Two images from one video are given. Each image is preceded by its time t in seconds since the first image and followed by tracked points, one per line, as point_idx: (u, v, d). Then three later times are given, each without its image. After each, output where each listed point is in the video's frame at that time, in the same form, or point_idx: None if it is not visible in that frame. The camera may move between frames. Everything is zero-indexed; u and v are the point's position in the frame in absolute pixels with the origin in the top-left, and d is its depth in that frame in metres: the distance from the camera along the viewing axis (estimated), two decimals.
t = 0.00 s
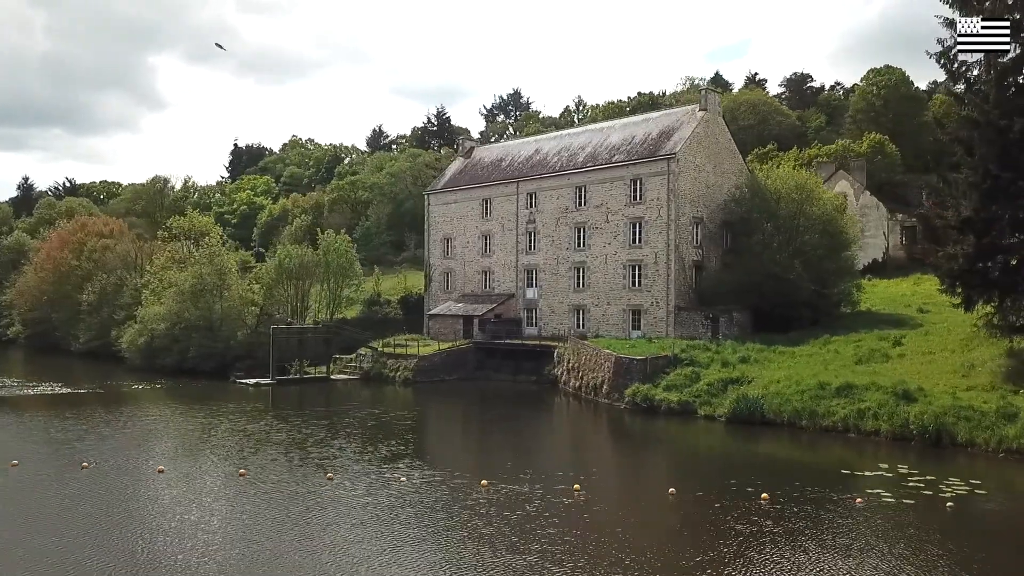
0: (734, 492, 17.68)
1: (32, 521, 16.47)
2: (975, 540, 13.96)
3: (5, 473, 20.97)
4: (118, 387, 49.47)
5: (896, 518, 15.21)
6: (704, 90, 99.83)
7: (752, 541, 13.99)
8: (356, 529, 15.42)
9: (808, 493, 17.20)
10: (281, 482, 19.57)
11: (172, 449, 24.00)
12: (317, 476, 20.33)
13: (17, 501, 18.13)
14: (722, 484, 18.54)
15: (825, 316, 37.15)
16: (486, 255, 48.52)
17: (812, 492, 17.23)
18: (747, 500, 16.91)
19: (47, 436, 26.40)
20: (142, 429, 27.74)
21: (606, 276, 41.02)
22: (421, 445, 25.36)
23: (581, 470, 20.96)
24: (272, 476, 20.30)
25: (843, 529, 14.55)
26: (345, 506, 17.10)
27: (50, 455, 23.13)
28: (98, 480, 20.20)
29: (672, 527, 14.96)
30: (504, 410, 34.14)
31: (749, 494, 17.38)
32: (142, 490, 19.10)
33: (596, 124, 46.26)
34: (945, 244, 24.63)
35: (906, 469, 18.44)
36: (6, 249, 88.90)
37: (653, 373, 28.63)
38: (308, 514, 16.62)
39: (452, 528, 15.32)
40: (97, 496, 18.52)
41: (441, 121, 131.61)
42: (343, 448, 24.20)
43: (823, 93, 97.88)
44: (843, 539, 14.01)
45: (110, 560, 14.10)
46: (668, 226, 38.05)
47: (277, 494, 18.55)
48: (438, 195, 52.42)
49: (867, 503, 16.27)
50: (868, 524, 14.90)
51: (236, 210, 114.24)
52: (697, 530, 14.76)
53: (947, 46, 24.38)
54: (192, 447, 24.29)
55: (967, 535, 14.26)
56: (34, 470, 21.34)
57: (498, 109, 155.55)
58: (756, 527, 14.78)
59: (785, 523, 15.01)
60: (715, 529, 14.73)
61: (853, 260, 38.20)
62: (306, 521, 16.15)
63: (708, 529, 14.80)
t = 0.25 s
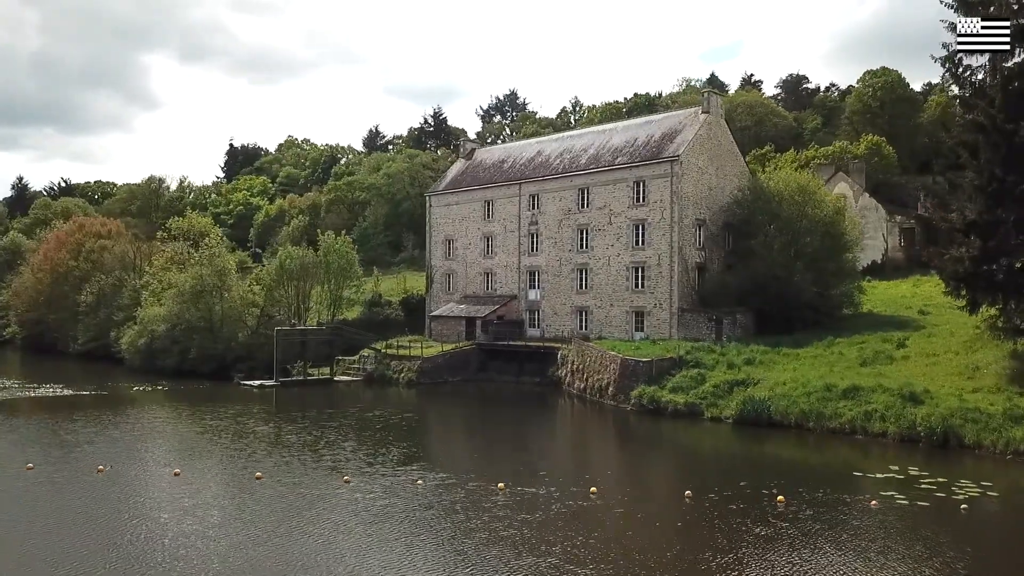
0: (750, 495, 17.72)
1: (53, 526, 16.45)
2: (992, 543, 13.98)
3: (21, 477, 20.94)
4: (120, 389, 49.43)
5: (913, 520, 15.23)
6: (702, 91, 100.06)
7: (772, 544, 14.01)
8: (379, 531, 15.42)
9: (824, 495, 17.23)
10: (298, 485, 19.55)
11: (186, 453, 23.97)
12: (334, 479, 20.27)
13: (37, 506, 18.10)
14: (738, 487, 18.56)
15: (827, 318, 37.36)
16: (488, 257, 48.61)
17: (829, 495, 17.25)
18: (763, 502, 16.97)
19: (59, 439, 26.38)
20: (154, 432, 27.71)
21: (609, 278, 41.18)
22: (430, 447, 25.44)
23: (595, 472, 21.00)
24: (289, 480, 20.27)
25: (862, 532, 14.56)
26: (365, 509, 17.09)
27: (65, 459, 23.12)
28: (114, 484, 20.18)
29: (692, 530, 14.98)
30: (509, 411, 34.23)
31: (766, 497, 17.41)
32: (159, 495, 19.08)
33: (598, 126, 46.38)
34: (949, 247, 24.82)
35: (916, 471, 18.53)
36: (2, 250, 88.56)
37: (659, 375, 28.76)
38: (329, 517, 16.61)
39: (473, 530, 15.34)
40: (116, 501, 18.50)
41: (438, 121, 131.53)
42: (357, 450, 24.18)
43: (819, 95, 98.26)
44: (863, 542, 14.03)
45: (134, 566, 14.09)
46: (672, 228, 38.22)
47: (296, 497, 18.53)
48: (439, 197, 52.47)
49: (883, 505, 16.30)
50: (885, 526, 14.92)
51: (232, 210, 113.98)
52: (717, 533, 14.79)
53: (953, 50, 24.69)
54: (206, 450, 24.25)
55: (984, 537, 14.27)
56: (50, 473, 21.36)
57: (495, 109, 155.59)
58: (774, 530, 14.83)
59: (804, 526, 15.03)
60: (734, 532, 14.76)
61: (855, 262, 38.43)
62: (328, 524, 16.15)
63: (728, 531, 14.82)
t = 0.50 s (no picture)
0: (766, 498, 17.75)
1: (73, 532, 16.45)
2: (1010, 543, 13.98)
3: (37, 480, 20.91)
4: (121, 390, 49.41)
5: (931, 522, 15.24)
6: (700, 92, 100.26)
7: (791, 548, 14.02)
8: (400, 535, 15.45)
9: (841, 497, 17.25)
10: (314, 488, 19.53)
11: (200, 455, 23.94)
12: (350, 482, 20.23)
13: (56, 510, 18.07)
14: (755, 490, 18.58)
15: (830, 320, 37.56)
16: (490, 258, 48.69)
17: (845, 497, 17.27)
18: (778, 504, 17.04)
19: (73, 441, 26.37)
20: (167, 434, 27.70)
21: (612, 280, 41.31)
22: (438, 448, 25.52)
23: (609, 474, 21.05)
24: (305, 482, 20.25)
25: (880, 535, 14.58)
26: (384, 513, 17.05)
27: (80, 462, 23.07)
28: (130, 488, 20.19)
29: (711, 533, 15.00)
30: (514, 412, 34.30)
31: (783, 500, 17.43)
32: (175, 499, 19.07)
33: (600, 129, 46.49)
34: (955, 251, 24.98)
35: (927, 473, 18.62)
36: None
37: (665, 377, 28.90)
38: (348, 521, 16.62)
39: (492, 533, 15.39)
40: (135, 506, 18.47)
41: (435, 122, 131.54)
42: (369, 453, 24.18)
43: (816, 96, 98.66)
44: (882, 545, 14.04)
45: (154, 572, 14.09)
46: (675, 230, 38.37)
47: (313, 501, 18.49)
48: (441, 198, 52.50)
49: (899, 506, 16.31)
50: (903, 528, 14.93)
51: (228, 210, 113.73)
52: (736, 536, 14.81)
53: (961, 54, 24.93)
54: (220, 453, 24.22)
55: (1002, 538, 14.28)
56: (66, 476, 21.37)
57: (492, 110, 155.68)
58: (793, 532, 14.91)
59: (823, 529, 15.03)
60: (754, 535, 14.78)
61: (857, 264, 38.63)
62: (347, 527, 16.18)
63: (748, 535, 14.85)
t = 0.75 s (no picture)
0: (782, 501, 17.79)
1: (90, 537, 16.45)
2: None
3: (53, 484, 20.92)
4: (124, 392, 49.38)
5: (947, 526, 15.28)
6: (698, 94, 100.49)
7: (812, 553, 14.04)
8: (420, 540, 15.45)
9: (858, 500, 17.27)
10: (331, 493, 19.50)
11: (214, 458, 23.92)
12: (366, 486, 20.21)
13: (75, 516, 18.02)
14: (772, 493, 18.61)
15: (833, 322, 37.75)
16: (493, 260, 48.77)
17: (862, 500, 17.31)
18: (794, 507, 17.10)
19: (86, 444, 26.35)
20: (179, 437, 27.66)
21: (615, 282, 41.45)
22: (447, 450, 25.61)
23: (624, 476, 21.10)
24: (321, 486, 20.23)
25: (898, 539, 14.61)
26: (401, 518, 17.04)
27: (95, 465, 23.03)
28: (147, 492, 20.17)
29: (731, 537, 15.04)
30: (520, 414, 34.41)
31: (801, 502, 17.46)
32: (193, 503, 19.05)
33: (603, 131, 46.59)
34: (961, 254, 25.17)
35: (939, 476, 18.71)
36: None
37: (671, 379, 29.04)
38: (367, 526, 16.61)
39: (512, 538, 15.41)
40: (153, 510, 18.44)
41: (432, 122, 131.58)
42: (381, 456, 24.18)
43: (813, 97, 99.12)
44: (901, 549, 14.07)
45: None
46: (679, 233, 38.52)
47: (330, 505, 18.47)
48: (443, 200, 52.55)
49: (915, 510, 16.35)
50: (920, 532, 14.97)
51: (225, 211, 113.51)
52: (755, 540, 14.84)
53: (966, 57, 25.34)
54: (234, 456, 24.21)
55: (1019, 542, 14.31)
56: (82, 480, 21.37)
57: (488, 111, 155.81)
58: (813, 536, 14.95)
59: (842, 533, 15.05)
60: (774, 540, 14.80)
61: (859, 266, 38.81)
62: (367, 533, 16.16)
63: (768, 539, 14.87)
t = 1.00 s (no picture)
0: (796, 503, 17.90)
1: (112, 543, 16.53)
2: None
3: (70, 488, 20.96)
4: (125, 394, 49.36)
5: (963, 528, 15.39)
6: (696, 96, 100.73)
7: (830, 556, 14.16)
8: (439, 544, 15.53)
9: (872, 503, 17.42)
10: (347, 497, 19.57)
11: (230, 462, 23.95)
12: (382, 490, 20.28)
13: (94, 521, 18.10)
14: (787, 495, 18.70)
15: (835, 325, 37.90)
16: (495, 262, 48.82)
17: (875, 502, 17.45)
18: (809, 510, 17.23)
19: (100, 448, 26.37)
20: (192, 440, 27.68)
21: (619, 284, 41.56)
22: (455, 453, 25.69)
23: (637, 478, 21.17)
24: (337, 490, 20.29)
25: (914, 543, 14.73)
26: (419, 522, 17.12)
27: (110, 469, 23.11)
28: (164, 496, 20.21)
29: (749, 541, 15.14)
30: (524, 416, 34.47)
31: (814, 505, 17.59)
32: (211, 507, 19.11)
33: (605, 133, 46.66)
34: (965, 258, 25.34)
35: (949, 479, 18.84)
36: None
37: (676, 382, 29.17)
38: (386, 530, 16.69)
39: (531, 541, 15.50)
40: (171, 515, 18.52)
41: (429, 123, 131.49)
42: (393, 460, 24.25)
43: (810, 99, 99.52)
44: (916, 553, 14.19)
45: None
46: (683, 235, 38.66)
47: (347, 509, 18.54)
48: (444, 202, 52.57)
49: (928, 513, 16.47)
50: (935, 535, 15.09)
51: (221, 212, 113.30)
52: (774, 544, 14.95)
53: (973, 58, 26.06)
54: (249, 460, 24.24)
55: None
56: (100, 484, 21.40)
57: (485, 112, 155.94)
58: (830, 539, 15.07)
59: (857, 537, 15.19)
60: (790, 543, 14.96)
61: (861, 269, 38.98)
62: (386, 537, 16.25)
63: (784, 542, 15.03)
